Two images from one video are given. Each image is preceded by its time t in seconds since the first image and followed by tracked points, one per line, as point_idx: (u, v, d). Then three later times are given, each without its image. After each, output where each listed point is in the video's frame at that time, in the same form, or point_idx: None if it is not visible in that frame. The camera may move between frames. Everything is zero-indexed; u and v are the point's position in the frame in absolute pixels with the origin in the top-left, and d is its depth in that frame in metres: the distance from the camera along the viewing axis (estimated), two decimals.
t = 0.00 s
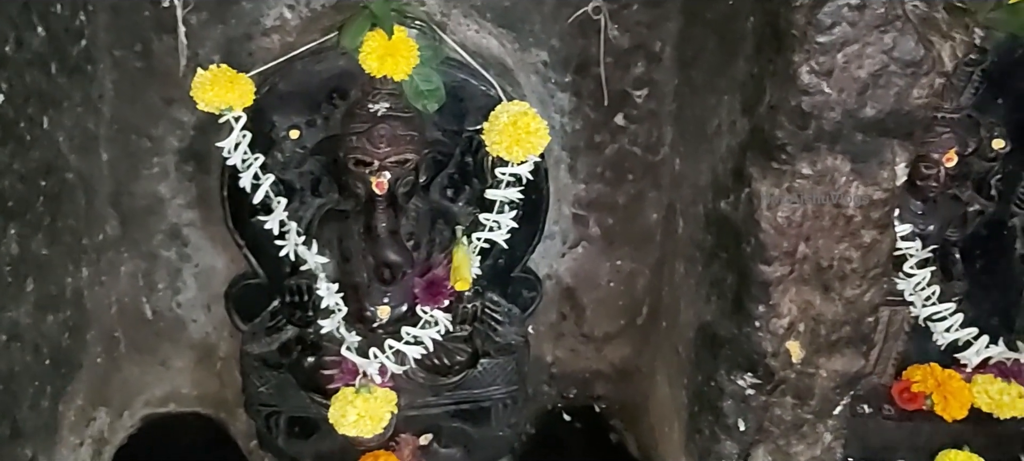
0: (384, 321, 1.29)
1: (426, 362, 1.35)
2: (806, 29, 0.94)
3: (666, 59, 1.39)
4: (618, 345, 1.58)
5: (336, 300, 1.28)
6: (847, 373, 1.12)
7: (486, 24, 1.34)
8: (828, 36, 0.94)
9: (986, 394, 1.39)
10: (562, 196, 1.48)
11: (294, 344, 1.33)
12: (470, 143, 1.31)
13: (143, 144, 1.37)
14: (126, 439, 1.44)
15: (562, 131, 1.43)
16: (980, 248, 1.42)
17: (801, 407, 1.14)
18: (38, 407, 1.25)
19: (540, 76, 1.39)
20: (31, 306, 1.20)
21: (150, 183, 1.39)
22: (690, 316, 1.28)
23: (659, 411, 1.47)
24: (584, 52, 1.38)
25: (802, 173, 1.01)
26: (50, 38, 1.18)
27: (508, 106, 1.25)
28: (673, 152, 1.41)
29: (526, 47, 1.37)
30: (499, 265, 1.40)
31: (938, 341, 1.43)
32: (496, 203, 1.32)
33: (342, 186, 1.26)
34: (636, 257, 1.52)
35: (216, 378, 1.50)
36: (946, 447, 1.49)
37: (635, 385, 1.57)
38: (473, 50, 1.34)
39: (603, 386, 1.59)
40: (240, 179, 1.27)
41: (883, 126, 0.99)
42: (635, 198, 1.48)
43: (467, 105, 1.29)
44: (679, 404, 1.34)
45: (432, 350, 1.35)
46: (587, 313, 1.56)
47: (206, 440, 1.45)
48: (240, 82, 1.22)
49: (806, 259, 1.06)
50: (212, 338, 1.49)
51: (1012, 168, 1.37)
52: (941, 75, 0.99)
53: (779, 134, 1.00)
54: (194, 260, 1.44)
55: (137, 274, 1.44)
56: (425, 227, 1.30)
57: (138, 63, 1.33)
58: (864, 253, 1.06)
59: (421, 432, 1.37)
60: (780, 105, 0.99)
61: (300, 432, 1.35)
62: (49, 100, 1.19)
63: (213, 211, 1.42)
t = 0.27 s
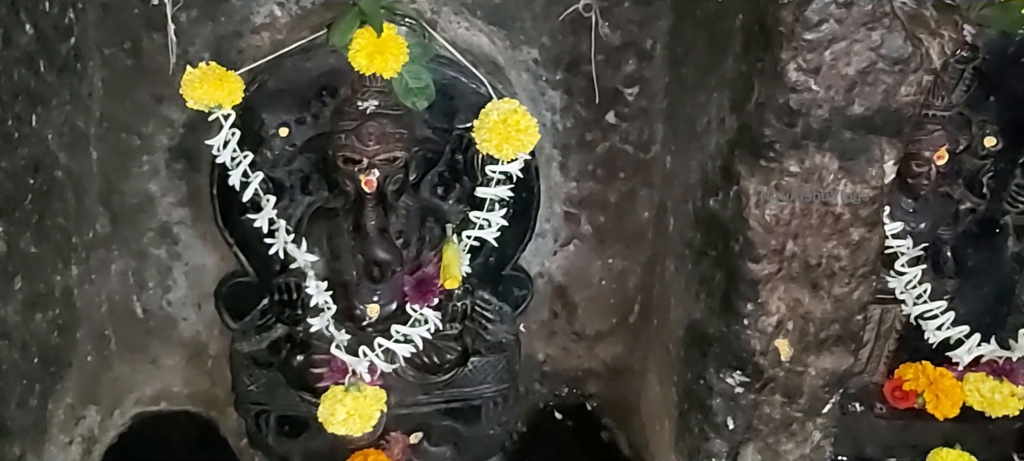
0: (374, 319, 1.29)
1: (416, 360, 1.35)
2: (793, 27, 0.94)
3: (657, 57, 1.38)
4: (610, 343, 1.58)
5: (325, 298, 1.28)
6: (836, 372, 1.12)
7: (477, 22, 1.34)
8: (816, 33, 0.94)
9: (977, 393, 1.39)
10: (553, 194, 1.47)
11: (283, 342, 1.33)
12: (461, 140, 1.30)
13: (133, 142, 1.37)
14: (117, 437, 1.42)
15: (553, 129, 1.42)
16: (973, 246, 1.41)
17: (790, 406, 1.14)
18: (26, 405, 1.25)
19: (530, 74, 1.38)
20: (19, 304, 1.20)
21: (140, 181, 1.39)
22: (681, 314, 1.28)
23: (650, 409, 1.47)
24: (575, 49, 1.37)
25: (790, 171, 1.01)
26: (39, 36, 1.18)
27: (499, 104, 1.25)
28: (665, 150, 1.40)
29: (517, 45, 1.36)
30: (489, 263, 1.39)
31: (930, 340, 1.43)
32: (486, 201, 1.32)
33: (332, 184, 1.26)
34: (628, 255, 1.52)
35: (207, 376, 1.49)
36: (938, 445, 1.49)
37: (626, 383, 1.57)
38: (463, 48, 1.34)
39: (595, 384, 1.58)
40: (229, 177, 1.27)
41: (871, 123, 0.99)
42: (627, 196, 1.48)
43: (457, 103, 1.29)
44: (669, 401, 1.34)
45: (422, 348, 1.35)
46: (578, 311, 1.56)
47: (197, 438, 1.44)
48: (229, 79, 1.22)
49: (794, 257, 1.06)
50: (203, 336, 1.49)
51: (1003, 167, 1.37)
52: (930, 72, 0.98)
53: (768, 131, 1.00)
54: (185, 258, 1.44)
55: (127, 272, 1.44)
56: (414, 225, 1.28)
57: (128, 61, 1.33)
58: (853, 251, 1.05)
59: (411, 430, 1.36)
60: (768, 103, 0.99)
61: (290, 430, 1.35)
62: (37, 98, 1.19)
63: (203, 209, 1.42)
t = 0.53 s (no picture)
0: (364, 317, 1.28)
1: (406, 358, 1.34)
2: (780, 23, 0.94)
3: (647, 54, 1.38)
4: (602, 341, 1.58)
5: (316, 296, 1.27)
6: (826, 369, 1.12)
7: (467, 19, 1.34)
8: (803, 29, 0.94)
9: (969, 390, 1.40)
10: (544, 191, 1.47)
11: (273, 340, 1.33)
12: (451, 137, 1.30)
13: (123, 140, 1.37)
14: (109, 435, 1.42)
15: (544, 126, 1.42)
16: (964, 242, 1.41)
17: (780, 403, 1.14)
18: (16, 404, 1.25)
19: (521, 71, 1.38)
20: (9, 302, 1.20)
21: (131, 178, 1.39)
22: (670, 312, 1.28)
23: (642, 407, 1.47)
24: (565, 46, 1.37)
25: (777, 168, 1.01)
26: (27, 33, 1.17)
27: (489, 101, 1.25)
28: (655, 147, 1.40)
29: (507, 41, 1.36)
30: (480, 260, 1.40)
31: (921, 337, 1.43)
32: (477, 199, 1.32)
33: (321, 182, 1.26)
34: (620, 253, 1.52)
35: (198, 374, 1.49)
36: (929, 443, 1.49)
37: (618, 380, 1.57)
38: (453, 44, 1.34)
39: (587, 381, 1.59)
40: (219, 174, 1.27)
41: (859, 120, 0.99)
42: (618, 193, 1.48)
43: (446, 100, 1.29)
44: (660, 398, 1.34)
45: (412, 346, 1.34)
46: (570, 308, 1.56)
47: (189, 435, 1.44)
48: (217, 76, 1.21)
49: (782, 254, 1.06)
50: (194, 334, 1.49)
51: (993, 164, 1.38)
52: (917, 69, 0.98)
53: (755, 128, 1.00)
54: (176, 256, 1.44)
55: (118, 270, 1.44)
56: (404, 223, 1.28)
57: (118, 58, 1.33)
58: (841, 248, 1.05)
59: (402, 428, 1.35)
60: (755, 99, 0.99)
61: (281, 428, 1.34)
62: (26, 95, 1.19)
63: (193, 207, 1.42)
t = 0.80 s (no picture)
0: (354, 316, 1.29)
1: (397, 357, 1.34)
2: (767, 22, 0.94)
3: (639, 53, 1.37)
4: (595, 339, 1.58)
5: (306, 296, 1.28)
6: (815, 367, 1.13)
7: (458, 17, 1.33)
8: (790, 28, 0.94)
9: (960, 389, 1.40)
10: (536, 190, 1.47)
11: (264, 339, 1.32)
12: (441, 136, 1.29)
13: (114, 139, 1.37)
14: (101, 434, 1.43)
15: (535, 125, 1.42)
16: (956, 241, 1.41)
17: (770, 401, 1.15)
18: (6, 404, 1.24)
19: (512, 70, 1.38)
20: None
21: (121, 178, 1.39)
22: (661, 310, 1.27)
23: (634, 406, 1.46)
24: (556, 45, 1.37)
25: (766, 167, 1.01)
26: (16, 33, 1.17)
27: (479, 100, 1.25)
28: (647, 146, 1.40)
29: (498, 40, 1.36)
30: (472, 259, 1.39)
31: (913, 335, 1.42)
32: (467, 198, 1.32)
33: (312, 181, 1.25)
34: (612, 252, 1.52)
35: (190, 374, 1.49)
36: (922, 441, 1.49)
37: (610, 379, 1.57)
38: (443, 43, 1.34)
39: (580, 380, 1.59)
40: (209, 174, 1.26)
41: (846, 118, 0.98)
42: (610, 192, 1.48)
43: (437, 99, 1.28)
44: (651, 397, 1.34)
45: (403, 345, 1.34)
46: (563, 307, 1.56)
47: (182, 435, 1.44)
48: (208, 76, 1.21)
49: (771, 252, 1.06)
50: (186, 334, 1.48)
51: (985, 161, 1.37)
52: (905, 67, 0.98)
53: (743, 127, 1.00)
54: (167, 255, 1.44)
55: (110, 270, 1.44)
56: (395, 222, 1.28)
57: (108, 58, 1.33)
58: (830, 247, 1.06)
59: (394, 427, 1.36)
60: (743, 98, 0.99)
61: (272, 428, 1.34)
62: (16, 95, 1.19)
63: (184, 206, 1.41)
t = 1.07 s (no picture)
0: (341, 315, 1.29)
1: (385, 356, 1.33)
2: (752, 20, 0.94)
3: (627, 51, 1.37)
4: (585, 338, 1.58)
5: (293, 294, 1.27)
6: (801, 366, 1.13)
7: (445, 16, 1.32)
8: (774, 26, 0.94)
9: (951, 387, 1.41)
10: (525, 189, 1.47)
11: (251, 338, 1.32)
12: (429, 134, 1.29)
13: (101, 138, 1.36)
14: (88, 433, 1.42)
15: (524, 123, 1.42)
16: (946, 239, 1.40)
17: (756, 400, 1.15)
18: None
19: (500, 68, 1.37)
20: None
21: (108, 176, 1.38)
22: (649, 308, 1.27)
23: (623, 405, 1.47)
24: (544, 43, 1.36)
25: (751, 165, 1.01)
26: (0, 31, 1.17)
27: (466, 98, 1.24)
28: (636, 145, 1.40)
29: (487, 38, 1.35)
30: (461, 258, 1.38)
31: (902, 334, 1.43)
32: (455, 196, 1.30)
33: (299, 180, 1.25)
34: (601, 250, 1.52)
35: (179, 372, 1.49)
36: (911, 440, 1.49)
37: (600, 378, 1.57)
38: (430, 41, 1.32)
39: (570, 378, 1.59)
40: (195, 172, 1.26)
41: (831, 116, 0.98)
42: (599, 190, 1.47)
43: (424, 97, 1.27)
44: (639, 395, 1.34)
45: (391, 344, 1.34)
46: (553, 305, 1.56)
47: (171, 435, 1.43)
48: (195, 74, 1.21)
49: (757, 251, 1.06)
50: (174, 332, 1.48)
51: (974, 160, 1.37)
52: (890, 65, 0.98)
53: (728, 125, 1.00)
54: (155, 253, 1.44)
55: (97, 268, 1.43)
56: (382, 220, 1.27)
57: (94, 55, 1.32)
58: (815, 245, 1.06)
59: (382, 426, 1.36)
60: (728, 96, 0.99)
61: (260, 426, 1.34)
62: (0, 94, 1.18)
63: (172, 204, 1.41)
